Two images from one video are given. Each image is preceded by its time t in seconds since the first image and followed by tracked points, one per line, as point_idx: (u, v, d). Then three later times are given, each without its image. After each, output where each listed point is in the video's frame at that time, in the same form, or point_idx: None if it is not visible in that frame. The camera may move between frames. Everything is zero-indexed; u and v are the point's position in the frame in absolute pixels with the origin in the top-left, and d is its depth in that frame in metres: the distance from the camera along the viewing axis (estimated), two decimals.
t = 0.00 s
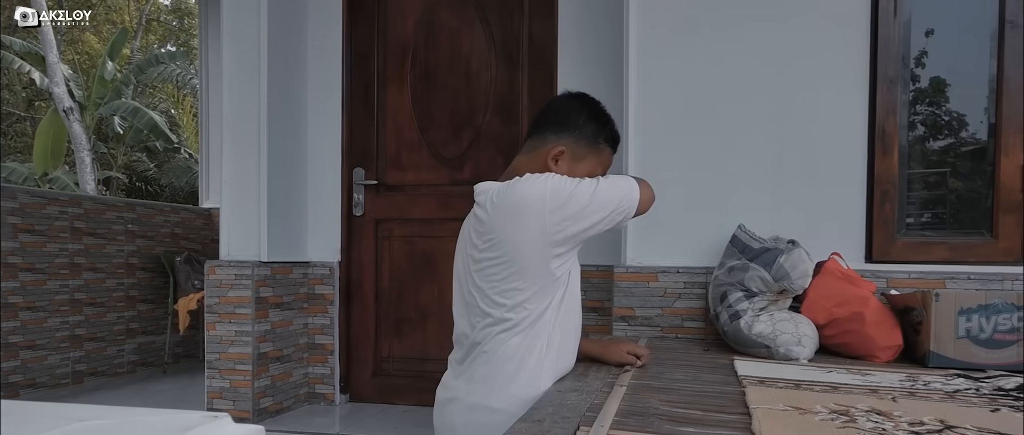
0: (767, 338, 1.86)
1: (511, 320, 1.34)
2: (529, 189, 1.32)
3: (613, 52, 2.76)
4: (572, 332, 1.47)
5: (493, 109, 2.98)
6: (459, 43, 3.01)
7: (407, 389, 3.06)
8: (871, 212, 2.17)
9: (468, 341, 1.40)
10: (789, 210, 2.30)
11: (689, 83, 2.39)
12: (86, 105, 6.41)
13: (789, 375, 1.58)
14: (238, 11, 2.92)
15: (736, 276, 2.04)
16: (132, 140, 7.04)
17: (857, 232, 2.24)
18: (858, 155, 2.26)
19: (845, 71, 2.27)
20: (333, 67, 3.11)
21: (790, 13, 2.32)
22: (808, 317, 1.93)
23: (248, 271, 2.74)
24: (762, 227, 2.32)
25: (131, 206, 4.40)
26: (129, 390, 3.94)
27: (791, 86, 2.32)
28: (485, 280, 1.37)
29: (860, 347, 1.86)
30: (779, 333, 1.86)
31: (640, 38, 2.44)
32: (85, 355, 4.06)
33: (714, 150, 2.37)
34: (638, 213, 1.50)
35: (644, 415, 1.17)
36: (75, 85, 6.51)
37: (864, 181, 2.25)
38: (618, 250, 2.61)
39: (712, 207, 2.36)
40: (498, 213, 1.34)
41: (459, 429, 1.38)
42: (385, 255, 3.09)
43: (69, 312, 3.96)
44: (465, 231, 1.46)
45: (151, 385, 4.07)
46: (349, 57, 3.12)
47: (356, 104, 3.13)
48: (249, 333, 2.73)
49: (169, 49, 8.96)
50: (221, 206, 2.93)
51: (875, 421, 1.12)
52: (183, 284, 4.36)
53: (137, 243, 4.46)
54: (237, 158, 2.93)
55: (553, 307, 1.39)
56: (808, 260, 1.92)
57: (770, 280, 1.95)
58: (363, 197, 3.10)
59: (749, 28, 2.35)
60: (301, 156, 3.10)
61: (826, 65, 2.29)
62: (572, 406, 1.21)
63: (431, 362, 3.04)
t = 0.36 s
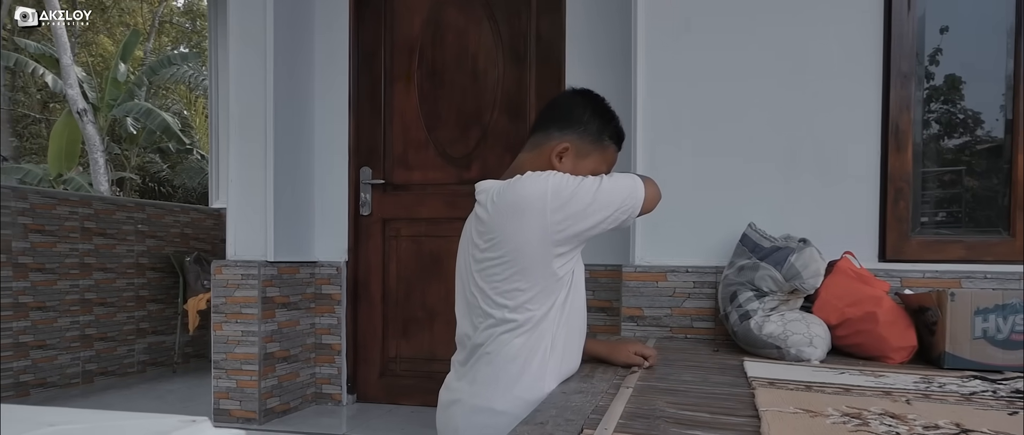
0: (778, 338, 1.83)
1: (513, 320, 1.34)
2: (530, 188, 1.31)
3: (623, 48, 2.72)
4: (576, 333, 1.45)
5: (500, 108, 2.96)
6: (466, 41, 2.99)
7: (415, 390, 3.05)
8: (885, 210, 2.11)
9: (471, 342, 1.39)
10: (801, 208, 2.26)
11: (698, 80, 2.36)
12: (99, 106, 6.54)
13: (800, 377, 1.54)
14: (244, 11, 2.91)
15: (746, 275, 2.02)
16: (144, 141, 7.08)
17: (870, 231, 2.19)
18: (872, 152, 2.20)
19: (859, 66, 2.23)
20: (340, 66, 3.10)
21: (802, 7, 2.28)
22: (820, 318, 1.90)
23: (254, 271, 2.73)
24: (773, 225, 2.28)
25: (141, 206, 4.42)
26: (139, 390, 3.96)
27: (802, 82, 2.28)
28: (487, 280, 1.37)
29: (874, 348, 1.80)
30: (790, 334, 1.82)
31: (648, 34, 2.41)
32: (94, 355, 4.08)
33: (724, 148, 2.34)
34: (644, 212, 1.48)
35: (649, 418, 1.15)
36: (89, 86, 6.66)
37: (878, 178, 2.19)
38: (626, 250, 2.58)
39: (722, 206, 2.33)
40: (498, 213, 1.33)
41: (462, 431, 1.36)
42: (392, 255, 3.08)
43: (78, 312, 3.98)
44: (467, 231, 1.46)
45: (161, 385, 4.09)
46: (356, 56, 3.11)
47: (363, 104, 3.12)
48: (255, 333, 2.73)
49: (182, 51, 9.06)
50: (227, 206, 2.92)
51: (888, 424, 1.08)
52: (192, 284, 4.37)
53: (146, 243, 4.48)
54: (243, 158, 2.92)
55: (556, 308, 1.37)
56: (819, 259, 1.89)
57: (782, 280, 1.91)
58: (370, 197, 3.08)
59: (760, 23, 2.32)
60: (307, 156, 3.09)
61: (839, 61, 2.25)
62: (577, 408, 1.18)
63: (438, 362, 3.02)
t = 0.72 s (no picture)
0: (794, 341, 1.78)
1: (519, 322, 1.33)
2: (534, 187, 1.30)
3: (638, 46, 2.68)
4: (585, 335, 1.43)
5: (512, 107, 2.93)
6: (478, 39, 2.97)
7: (427, 391, 3.03)
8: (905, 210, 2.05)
9: (477, 344, 1.39)
10: (819, 207, 2.21)
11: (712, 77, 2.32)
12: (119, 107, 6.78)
13: (817, 381, 1.50)
14: (256, 10, 2.91)
15: (762, 275, 1.98)
16: (163, 142, 7.14)
17: (890, 231, 2.12)
18: (892, 149, 2.14)
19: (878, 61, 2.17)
20: (352, 65, 3.09)
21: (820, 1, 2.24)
22: (838, 319, 1.86)
23: (265, 270, 2.73)
24: (791, 225, 2.23)
25: (157, 206, 4.47)
26: (154, 389, 3.99)
27: (819, 79, 2.23)
28: (492, 282, 1.36)
29: (895, 351, 1.74)
30: (807, 336, 1.77)
31: (662, 30, 2.37)
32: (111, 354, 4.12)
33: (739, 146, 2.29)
34: (654, 211, 1.45)
35: (659, 422, 1.11)
36: (109, 88, 6.86)
37: (898, 176, 2.13)
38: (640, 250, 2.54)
39: (737, 205, 2.28)
40: (502, 213, 1.32)
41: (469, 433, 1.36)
42: (403, 255, 3.06)
43: (96, 312, 3.88)
44: (472, 232, 1.45)
45: (176, 384, 4.12)
46: (368, 55, 3.10)
47: (375, 104, 3.11)
48: (266, 333, 2.72)
49: (202, 53, 9.16)
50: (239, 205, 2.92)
51: (908, 431, 1.04)
52: (207, 284, 4.40)
53: (162, 243, 4.56)
54: (255, 157, 2.92)
55: (563, 309, 1.36)
56: (837, 259, 1.84)
57: (798, 281, 1.86)
58: (381, 196, 3.07)
59: (778, 18, 2.27)
60: (319, 155, 3.08)
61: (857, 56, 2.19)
62: (584, 412, 1.15)
63: (450, 362, 3.00)
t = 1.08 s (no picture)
0: (811, 341, 1.74)
1: (525, 322, 1.31)
2: (539, 184, 1.28)
3: (651, 42, 2.64)
4: (594, 335, 1.41)
5: (524, 104, 2.91)
6: (489, 36, 2.95)
7: (437, 391, 3.02)
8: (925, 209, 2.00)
9: (484, 345, 1.37)
10: (836, 204, 2.16)
11: (726, 74, 2.28)
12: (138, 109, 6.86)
13: (834, 382, 1.46)
14: (267, 9, 2.91)
15: (777, 275, 1.94)
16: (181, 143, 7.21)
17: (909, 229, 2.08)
18: (912, 144, 2.09)
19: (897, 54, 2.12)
20: (363, 65, 3.08)
21: None
22: (856, 320, 1.80)
23: (275, 270, 2.73)
24: (808, 223, 2.19)
25: (172, 206, 4.51)
26: (169, 387, 4.01)
27: (837, 73, 2.18)
28: (499, 281, 1.34)
29: (913, 352, 1.70)
30: (823, 336, 1.73)
31: (675, 24, 2.33)
32: (126, 353, 4.15)
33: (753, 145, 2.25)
34: (664, 207, 1.41)
35: (670, 424, 1.08)
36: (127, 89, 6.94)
37: (919, 172, 2.08)
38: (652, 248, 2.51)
39: (752, 202, 2.24)
40: (508, 211, 1.30)
41: None
42: (414, 254, 3.05)
43: (111, 311, 4.03)
44: (479, 230, 1.43)
45: (189, 383, 4.14)
46: (379, 53, 3.09)
47: (386, 103, 3.10)
48: (277, 332, 2.71)
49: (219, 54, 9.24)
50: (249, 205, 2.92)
51: None
52: (221, 283, 4.41)
53: (177, 243, 4.56)
54: (265, 156, 2.91)
55: (570, 309, 1.33)
56: (854, 257, 1.80)
57: (814, 279, 1.82)
58: (393, 195, 3.06)
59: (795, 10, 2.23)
60: (330, 154, 3.07)
61: (874, 51, 2.15)
62: (592, 413, 1.13)
63: (461, 362, 2.99)
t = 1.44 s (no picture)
0: (823, 340, 1.71)
1: (531, 320, 1.30)
2: (545, 181, 1.26)
3: (662, 39, 2.62)
4: (601, 333, 1.39)
5: (534, 102, 2.89)
6: (499, 33, 2.93)
7: (446, 391, 3.01)
8: (940, 206, 1.94)
9: (490, 343, 1.35)
10: (850, 201, 2.12)
11: (737, 71, 2.26)
12: (153, 110, 6.94)
13: (847, 382, 1.44)
14: (276, 8, 2.92)
15: (790, 273, 1.91)
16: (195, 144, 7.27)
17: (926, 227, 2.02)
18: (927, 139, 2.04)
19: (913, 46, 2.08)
20: (373, 64, 3.08)
21: None
22: (871, 319, 1.77)
23: (285, 268, 2.74)
24: (822, 219, 2.15)
25: (184, 206, 4.54)
26: (181, 386, 4.04)
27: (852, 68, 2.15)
28: (504, 279, 1.33)
29: (928, 352, 1.63)
30: (837, 335, 1.70)
31: (685, 20, 2.31)
32: (139, 351, 4.18)
33: (765, 142, 2.22)
34: (673, 205, 1.39)
35: (678, 424, 1.06)
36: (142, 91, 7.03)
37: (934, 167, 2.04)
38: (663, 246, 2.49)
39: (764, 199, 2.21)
40: (514, 207, 1.29)
41: None
42: (424, 253, 3.04)
43: (123, 309, 4.08)
44: (485, 227, 1.42)
45: (202, 382, 4.16)
46: (389, 51, 3.08)
47: (396, 101, 3.09)
48: (286, 331, 2.72)
49: (235, 56, 9.31)
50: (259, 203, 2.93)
51: None
52: (233, 283, 4.43)
53: (189, 242, 4.59)
54: (275, 154, 2.92)
55: (577, 308, 1.32)
56: (868, 255, 1.76)
57: (827, 278, 1.79)
58: (402, 193, 3.05)
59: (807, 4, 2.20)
60: (340, 152, 3.07)
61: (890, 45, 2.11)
62: (598, 413, 1.11)
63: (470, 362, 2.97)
